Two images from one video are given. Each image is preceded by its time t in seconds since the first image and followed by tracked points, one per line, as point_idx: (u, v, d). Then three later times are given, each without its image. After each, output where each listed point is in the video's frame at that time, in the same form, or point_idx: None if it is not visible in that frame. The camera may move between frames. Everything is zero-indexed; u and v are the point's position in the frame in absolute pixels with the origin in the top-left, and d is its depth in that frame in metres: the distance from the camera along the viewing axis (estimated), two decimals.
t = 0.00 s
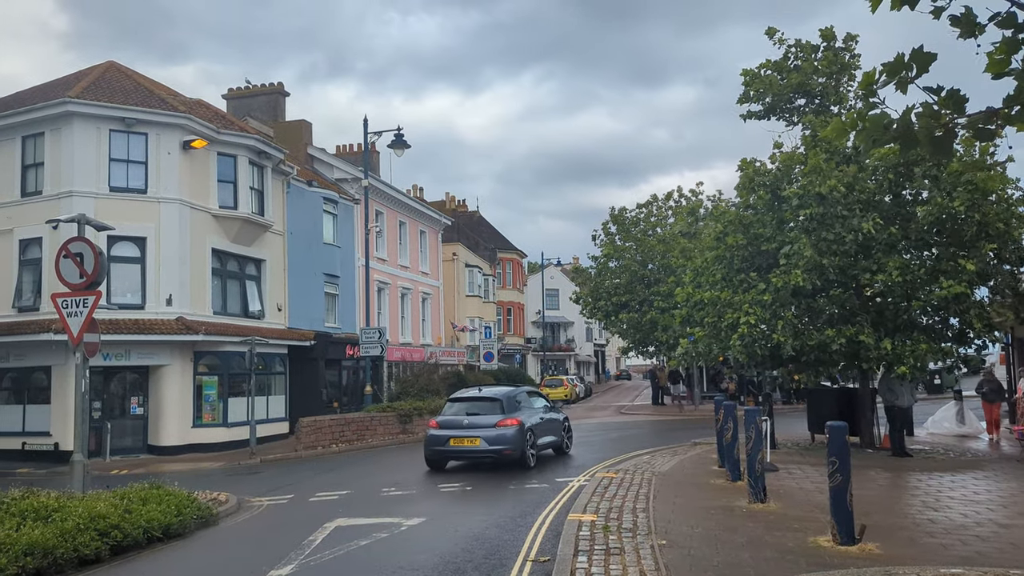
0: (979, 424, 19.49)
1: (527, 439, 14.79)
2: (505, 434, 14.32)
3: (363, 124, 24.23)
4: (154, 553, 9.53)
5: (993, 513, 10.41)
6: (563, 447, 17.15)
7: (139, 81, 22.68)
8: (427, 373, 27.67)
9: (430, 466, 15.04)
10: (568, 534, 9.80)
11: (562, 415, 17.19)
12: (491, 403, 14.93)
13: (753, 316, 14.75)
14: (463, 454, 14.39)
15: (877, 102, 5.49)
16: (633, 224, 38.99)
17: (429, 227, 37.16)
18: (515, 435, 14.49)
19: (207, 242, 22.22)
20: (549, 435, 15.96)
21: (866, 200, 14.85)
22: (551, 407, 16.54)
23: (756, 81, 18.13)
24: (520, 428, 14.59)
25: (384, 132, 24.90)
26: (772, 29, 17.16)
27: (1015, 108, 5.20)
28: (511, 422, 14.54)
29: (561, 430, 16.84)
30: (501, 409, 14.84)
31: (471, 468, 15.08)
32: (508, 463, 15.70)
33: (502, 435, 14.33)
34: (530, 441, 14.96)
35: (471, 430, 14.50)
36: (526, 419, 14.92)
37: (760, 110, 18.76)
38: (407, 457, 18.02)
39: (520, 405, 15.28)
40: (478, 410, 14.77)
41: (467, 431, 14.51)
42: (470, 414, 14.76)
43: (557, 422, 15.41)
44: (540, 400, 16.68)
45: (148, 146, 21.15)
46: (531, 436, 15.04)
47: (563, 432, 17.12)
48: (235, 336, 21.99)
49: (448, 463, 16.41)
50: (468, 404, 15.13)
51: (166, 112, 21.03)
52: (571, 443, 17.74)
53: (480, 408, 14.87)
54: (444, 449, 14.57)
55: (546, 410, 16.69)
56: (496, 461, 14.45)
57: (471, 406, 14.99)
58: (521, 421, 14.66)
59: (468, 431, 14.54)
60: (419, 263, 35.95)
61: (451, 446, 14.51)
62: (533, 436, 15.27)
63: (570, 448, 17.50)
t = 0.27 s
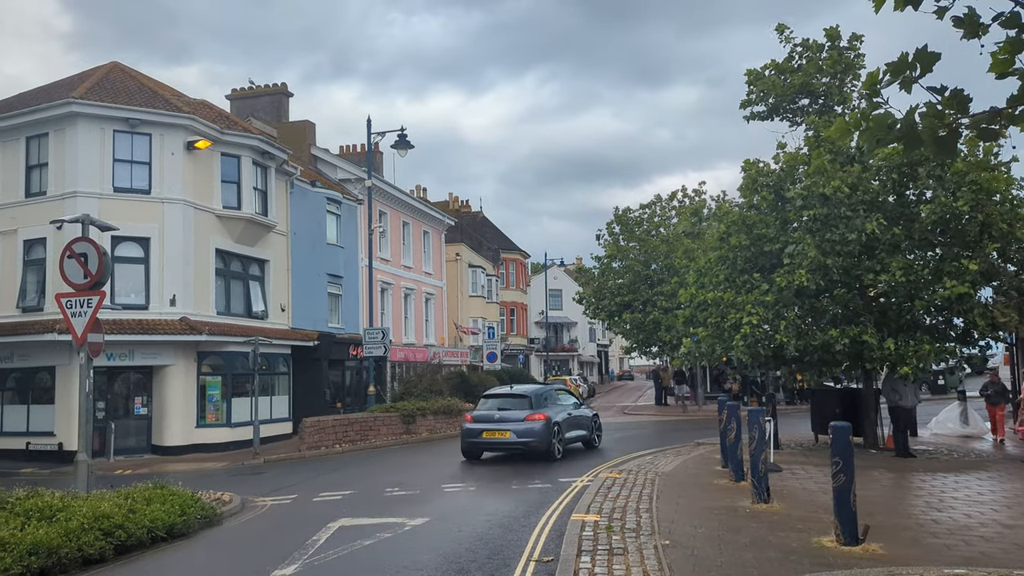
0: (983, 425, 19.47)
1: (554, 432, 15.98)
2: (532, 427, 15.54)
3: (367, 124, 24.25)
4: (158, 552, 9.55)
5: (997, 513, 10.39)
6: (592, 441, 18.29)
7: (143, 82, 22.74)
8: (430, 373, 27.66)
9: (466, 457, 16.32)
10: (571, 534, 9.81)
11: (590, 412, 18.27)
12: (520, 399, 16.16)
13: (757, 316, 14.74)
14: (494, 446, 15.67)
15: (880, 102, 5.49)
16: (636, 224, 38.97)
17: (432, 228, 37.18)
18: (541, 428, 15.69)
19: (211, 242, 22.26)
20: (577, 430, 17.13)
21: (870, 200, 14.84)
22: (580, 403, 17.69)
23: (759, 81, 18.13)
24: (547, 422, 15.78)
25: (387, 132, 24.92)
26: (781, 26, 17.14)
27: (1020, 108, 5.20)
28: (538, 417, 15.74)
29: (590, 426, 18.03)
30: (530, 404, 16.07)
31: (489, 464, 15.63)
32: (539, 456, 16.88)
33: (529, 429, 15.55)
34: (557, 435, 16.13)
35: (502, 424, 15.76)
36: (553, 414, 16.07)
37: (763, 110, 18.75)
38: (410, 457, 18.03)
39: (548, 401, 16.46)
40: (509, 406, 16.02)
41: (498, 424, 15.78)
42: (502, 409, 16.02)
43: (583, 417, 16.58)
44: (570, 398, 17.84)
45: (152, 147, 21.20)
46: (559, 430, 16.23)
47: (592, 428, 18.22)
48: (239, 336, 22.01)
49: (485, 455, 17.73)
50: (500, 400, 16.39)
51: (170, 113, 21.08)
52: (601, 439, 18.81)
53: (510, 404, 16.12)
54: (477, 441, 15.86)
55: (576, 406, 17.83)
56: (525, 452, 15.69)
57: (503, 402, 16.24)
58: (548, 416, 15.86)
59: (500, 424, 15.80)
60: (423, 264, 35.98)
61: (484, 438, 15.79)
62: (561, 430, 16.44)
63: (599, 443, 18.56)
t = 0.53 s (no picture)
0: (986, 423, 19.47)
1: (584, 425, 17.32)
2: (562, 420, 16.87)
3: (368, 122, 24.26)
4: (161, 550, 9.58)
5: (999, 511, 10.40)
6: (624, 434, 19.58)
7: (145, 80, 22.75)
8: (432, 371, 27.65)
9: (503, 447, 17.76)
10: (573, 531, 9.82)
11: (622, 407, 19.52)
12: (553, 394, 17.54)
13: (758, 314, 14.75)
14: (529, 436, 17.12)
15: (883, 100, 5.48)
16: (638, 222, 38.96)
17: (434, 226, 37.18)
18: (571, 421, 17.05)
19: (213, 240, 22.28)
20: (608, 423, 18.47)
21: (872, 198, 14.84)
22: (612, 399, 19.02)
23: (761, 79, 18.13)
24: (576, 416, 17.10)
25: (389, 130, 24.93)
26: (784, 23, 17.12)
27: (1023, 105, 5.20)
28: (569, 410, 17.07)
29: (623, 419, 19.29)
30: (562, 399, 17.41)
31: (492, 463, 15.64)
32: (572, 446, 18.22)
33: (560, 421, 16.91)
34: (587, 428, 17.46)
35: (536, 416, 17.17)
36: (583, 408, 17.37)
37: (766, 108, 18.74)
38: (412, 455, 18.03)
39: (579, 396, 17.81)
40: (542, 400, 17.39)
41: (533, 416, 17.18)
42: (536, 403, 17.40)
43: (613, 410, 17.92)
44: (603, 393, 19.12)
45: (154, 145, 21.22)
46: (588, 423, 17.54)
47: (625, 422, 19.47)
48: (241, 334, 22.04)
49: (488, 452, 17.78)
50: (535, 394, 17.78)
51: (172, 111, 21.09)
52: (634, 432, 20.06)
53: (543, 398, 17.49)
54: (513, 432, 17.31)
55: (608, 401, 19.11)
56: (556, 443, 17.04)
57: (537, 396, 17.63)
58: (578, 410, 17.18)
59: (534, 417, 17.20)
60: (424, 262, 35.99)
61: (519, 430, 17.21)
62: (591, 423, 17.79)
63: (632, 435, 19.82)
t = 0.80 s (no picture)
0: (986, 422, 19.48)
1: (616, 419, 18.81)
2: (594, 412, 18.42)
3: (369, 121, 24.26)
4: (162, 548, 9.58)
5: (1000, 511, 10.40)
6: (657, 429, 20.94)
7: (146, 79, 22.75)
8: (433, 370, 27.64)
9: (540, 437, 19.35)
10: (574, 530, 9.83)
11: (655, 404, 20.90)
12: (587, 389, 19.08)
13: (759, 313, 14.75)
14: (563, 427, 18.71)
15: (884, 99, 5.48)
16: (639, 221, 38.95)
17: (434, 225, 37.18)
18: (603, 414, 18.56)
19: (214, 239, 22.29)
20: (641, 418, 19.89)
21: (873, 197, 14.83)
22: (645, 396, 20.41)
23: (762, 79, 18.11)
24: (608, 409, 18.63)
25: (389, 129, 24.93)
26: (782, 24, 17.11)
27: None
28: (601, 404, 18.61)
29: (656, 415, 20.65)
30: (596, 394, 18.96)
31: (492, 462, 15.62)
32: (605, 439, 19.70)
33: (592, 414, 18.46)
34: (619, 421, 18.94)
35: (571, 409, 18.75)
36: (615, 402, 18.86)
37: (766, 107, 18.73)
38: (412, 454, 18.04)
39: (613, 392, 19.32)
40: (577, 394, 18.97)
41: (568, 410, 18.77)
42: (571, 397, 18.99)
43: (643, 406, 19.41)
44: (636, 390, 20.55)
45: (155, 144, 21.23)
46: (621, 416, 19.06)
47: (658, 418, 20.83)
48: (241, 333, 22.04)
49: (488, 451, 17.79)
50: (571, 389, 19.35)
51: (173, 110, 21.10)
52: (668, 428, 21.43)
53: (577, 392, 19.06)
54: (549, 423, 18.92)
55: (642, 398, 20.51)
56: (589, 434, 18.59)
57: (573, 391, 19.20)
58: (610, 404, 18.68)
59: (569, 409, 18.78)
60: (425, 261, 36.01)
61: (555, 421, 18.81)
62: (623, 417, 19.29)
63: (665, 430, 21.22)
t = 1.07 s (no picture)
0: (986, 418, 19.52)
1: (647, 413, 20.10)
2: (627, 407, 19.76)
3: (369, 118, 24.24)
4: (162, 545, 9.58)
5: (999, 507, 10.41)
6: (691, 423, 22.08)
7: (145, 75, 22.73)
8: (433, 367, 27.62)
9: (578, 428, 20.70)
10: (574, 527, 9.84)
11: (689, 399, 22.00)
12: (621, 384, 20.39)
13: (759, 310, 14.76)
14: (598, 420, 20.10)
15: (884, 95, 5.47)
16: (639, 218, 38.96)
17: (434, 222, 37.18)
18: (635, 408, 19.89)
19: (214, 236, 22.28)
20: (675, 412, 21.07)
21: (874, 194, 14.83)
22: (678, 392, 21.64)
23: (762, 75, 18.10)
24: (640, 404, 19.92)
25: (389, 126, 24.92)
26: (777, 24, 17.11)
27: None
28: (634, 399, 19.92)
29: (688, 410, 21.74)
30: (629, 389, 20.27)
31: (493, 459, 15.62)
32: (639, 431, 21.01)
33: (625, 408, 19.84)
34: (650, 415, 20.21)
35: (606, 403, 20.11)
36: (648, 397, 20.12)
37: (766, 104, 18.72)
38: (412, 451, 18.04)
39: (646, 388, 20.57)
40: (612, 389, 20.31)
41: (603, 403, 20.14)
42: (607, 391, 20.32)
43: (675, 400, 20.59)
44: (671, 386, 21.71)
45: (155, 140, 21.21)
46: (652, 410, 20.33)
47: (691, 412, 21.95)
48: (241, 330, 22.04)
49: (488, 448, 17.80)
50: (607, 384, 20.67)
51: (172, 106, 21.08)
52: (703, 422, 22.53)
53: (613, 387, 20.37)
54: (586, 415, 20.30)
55: (675, 393, 21.66)
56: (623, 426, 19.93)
57: (608, 386, 20.52)
58: (642, 399, 19.98)
59: (604, 403, 20.14)
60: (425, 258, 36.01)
61: (591, 413, 20.17)
62: (655, 411, 20.55)
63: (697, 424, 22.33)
